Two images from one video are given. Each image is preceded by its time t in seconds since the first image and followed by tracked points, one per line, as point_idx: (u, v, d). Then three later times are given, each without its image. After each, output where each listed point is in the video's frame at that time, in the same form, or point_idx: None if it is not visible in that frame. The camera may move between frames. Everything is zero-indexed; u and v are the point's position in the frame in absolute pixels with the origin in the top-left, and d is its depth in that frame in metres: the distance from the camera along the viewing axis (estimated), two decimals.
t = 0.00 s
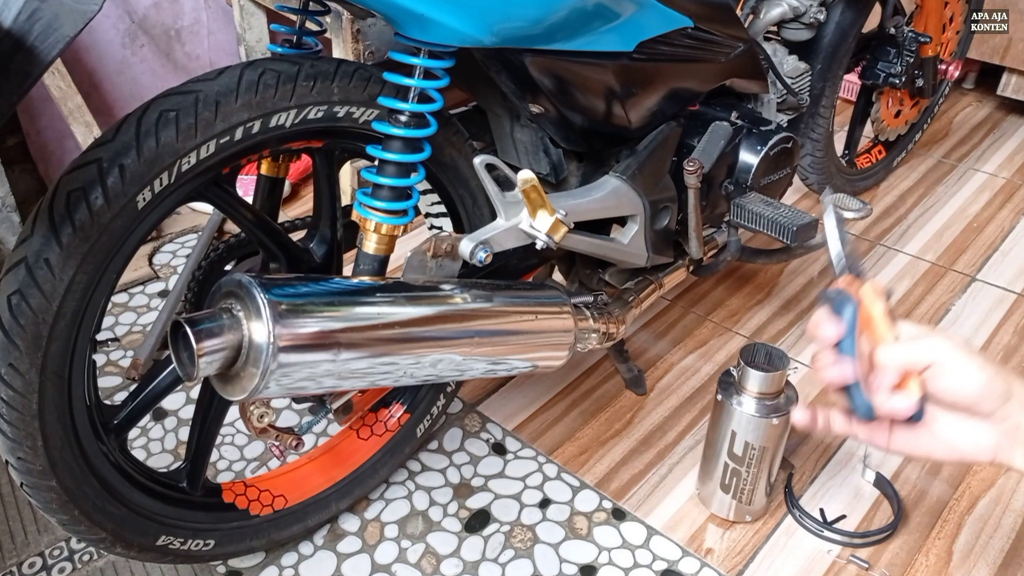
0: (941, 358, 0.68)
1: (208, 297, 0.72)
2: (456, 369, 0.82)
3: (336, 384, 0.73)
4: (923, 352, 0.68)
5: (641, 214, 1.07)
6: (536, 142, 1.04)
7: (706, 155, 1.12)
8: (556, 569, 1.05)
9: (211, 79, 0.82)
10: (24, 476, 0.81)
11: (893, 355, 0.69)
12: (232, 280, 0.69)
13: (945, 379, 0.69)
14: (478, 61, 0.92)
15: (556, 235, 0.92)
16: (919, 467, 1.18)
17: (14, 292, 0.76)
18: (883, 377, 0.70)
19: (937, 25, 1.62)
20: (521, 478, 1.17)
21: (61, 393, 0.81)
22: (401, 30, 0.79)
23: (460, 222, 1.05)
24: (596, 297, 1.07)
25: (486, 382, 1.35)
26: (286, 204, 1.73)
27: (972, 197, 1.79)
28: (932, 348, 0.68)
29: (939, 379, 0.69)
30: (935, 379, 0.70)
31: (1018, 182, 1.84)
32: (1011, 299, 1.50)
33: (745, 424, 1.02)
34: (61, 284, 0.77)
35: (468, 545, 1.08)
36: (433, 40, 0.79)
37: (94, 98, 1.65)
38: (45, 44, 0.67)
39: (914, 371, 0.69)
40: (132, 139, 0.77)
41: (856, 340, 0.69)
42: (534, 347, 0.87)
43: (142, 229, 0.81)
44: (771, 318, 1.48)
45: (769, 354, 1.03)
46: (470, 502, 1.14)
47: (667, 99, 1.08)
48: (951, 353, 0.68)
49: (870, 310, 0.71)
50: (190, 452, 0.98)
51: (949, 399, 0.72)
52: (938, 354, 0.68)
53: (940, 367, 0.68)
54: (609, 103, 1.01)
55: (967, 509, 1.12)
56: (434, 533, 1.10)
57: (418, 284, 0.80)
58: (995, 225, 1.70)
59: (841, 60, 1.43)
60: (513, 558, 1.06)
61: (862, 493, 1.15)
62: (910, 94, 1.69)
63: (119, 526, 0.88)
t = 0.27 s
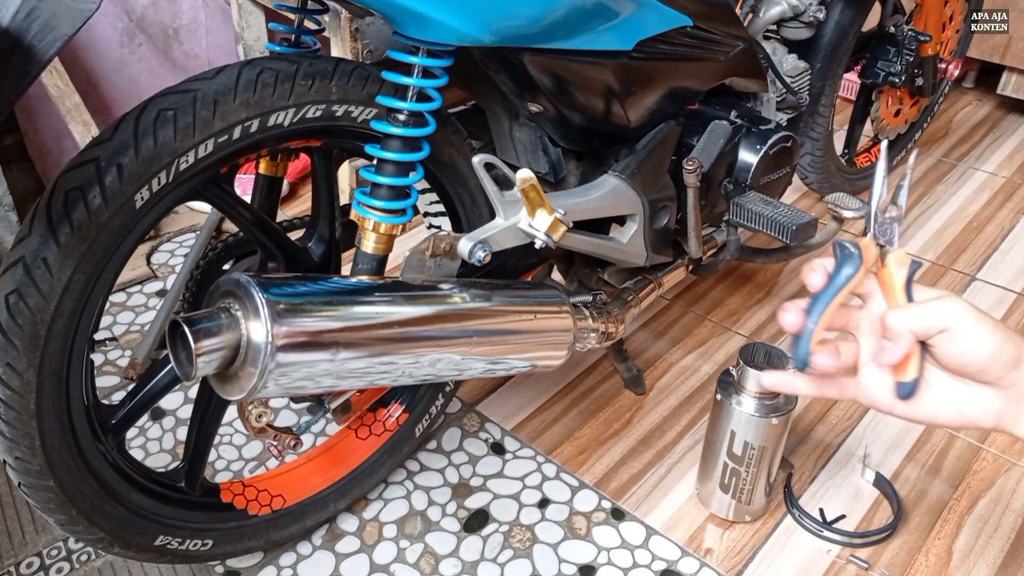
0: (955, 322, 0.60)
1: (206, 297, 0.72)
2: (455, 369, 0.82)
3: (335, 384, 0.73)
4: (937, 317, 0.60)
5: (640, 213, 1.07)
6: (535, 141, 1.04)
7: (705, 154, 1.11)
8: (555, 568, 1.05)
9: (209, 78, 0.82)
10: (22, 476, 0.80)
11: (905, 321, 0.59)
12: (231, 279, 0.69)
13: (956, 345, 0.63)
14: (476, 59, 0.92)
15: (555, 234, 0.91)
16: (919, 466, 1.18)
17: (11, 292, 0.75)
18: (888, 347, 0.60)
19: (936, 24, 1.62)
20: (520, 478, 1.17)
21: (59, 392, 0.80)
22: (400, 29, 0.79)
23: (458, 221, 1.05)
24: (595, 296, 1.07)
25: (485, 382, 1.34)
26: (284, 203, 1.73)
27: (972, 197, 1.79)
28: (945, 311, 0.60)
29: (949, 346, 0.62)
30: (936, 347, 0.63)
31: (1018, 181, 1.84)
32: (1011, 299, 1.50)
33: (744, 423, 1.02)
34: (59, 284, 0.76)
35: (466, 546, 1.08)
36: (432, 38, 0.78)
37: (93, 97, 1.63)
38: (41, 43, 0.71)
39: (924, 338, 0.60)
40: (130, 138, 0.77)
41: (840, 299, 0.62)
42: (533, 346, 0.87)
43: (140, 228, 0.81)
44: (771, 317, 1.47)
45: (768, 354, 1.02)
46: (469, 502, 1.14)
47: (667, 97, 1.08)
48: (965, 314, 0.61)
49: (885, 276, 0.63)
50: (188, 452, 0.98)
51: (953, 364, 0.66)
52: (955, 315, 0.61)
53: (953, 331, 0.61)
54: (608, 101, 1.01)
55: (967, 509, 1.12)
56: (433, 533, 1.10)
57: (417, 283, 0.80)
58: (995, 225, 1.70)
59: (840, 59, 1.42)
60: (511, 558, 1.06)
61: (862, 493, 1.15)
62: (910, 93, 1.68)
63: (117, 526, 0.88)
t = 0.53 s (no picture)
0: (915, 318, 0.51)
1: (204, 296, 0.71)
2: (454, 369, 0.82)
3: (333, 383, 0.73)
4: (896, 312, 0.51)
5: (640, 213, 1.06)
6: (534, 140, 1.04)
7: (704, 153, 1.11)
8: (553, 568, 1.05)
9: (207, 77, 0.81)
10: (19, 476, 0.80)
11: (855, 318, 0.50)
12: (229, 279, 0.69)
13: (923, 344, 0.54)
14: (475, 58, 0.91)
15: (555, 234, 0.91)
16: (918, 466, 1.18)
17: (9, 291, 0.75)
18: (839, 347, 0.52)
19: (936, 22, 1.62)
20: (519, 478, 1.17)
21: (57, 392, 0.80)
22: (398, 28, 0.79)
23: (457, 220, 1.05)
24: (594, 296, 1.06)
25: (484, 381, 1.34)
26: (283, 202, 1.73)
27: (972, 196, 1.79)
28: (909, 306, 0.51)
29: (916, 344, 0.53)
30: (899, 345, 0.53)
31: (1018, 180, 1.84)
32: (1011, 298, 1.50)
33: (744, 423, 1.02)
34: (56, 283, 0.76)
35: (465, 545, 1.08)
36: (431, 36, 0.78)
37: (90, 96, 1.63)
38: (39, 42, 0.71)
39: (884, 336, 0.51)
40: (128, 137, 0.77)
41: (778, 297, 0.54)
42: (532, 346, 0.87)
43: (139, 228, 0.81)
44: (771, 316, 1.47)
45: (768, 354, 1.02)
46: (468, 502, 1.14)
47: (666, 96, 1.08)
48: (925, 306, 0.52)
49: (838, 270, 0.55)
50: (186, 452, 0.97)
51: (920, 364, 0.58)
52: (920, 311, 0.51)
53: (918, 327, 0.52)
54: (607, 100, 1.01)
55: (967, 509, 1.12)
56: (432, 533, 1.10)
57: (416, 282, 0.80)
58: (994, 224, 1.70)
59: (840, 58, 1.42)
60: (510, 558, 1.06)
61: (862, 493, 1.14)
62: (909, 92, 1.68)
63: (115, 526, 0.87)
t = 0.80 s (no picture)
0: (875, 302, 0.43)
1: (202, 296, 0.71)
2: (453, 368, 0.81)
3: (332, 383, 0.73)
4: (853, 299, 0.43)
5: (639, 212, 1.06)
6: (533, 139, 1.03)
7: (703, 152, 1.11)
8: (552, 568, 1.04)
9: (205, 76, 0.81)
10: (17, 475, 0.80)
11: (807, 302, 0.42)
12: (227, 278, 0.69)
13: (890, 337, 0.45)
14: (474, 57, 0.91)
15: (553, 233, 0.91)
16: (918, 466, 1.18)
17: (6, 290, 0.75)
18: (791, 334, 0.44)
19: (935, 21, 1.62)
20: (518, 478, 1.17)
21: (54, 392, 0.80)
22: (397, 27, 0.78)
23: (455, 220, 1.04)
24: (593, 295, 1.06)
25: (483, 381, 1.34)
26: (281, 201, 1.72)
27: (971, 195, 1.78)
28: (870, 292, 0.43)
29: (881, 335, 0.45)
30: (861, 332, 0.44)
31: (1018, 180, 1.84)
32: (1010, 297, 1.50)
33: (743, 423, 1.01)
34: (54, 283, 0.76)
35: (464, 545, 1.08)
36: (430, 35, 0.78)
37: (88, 95, 1.63)
38: (37, 41, 0.71)
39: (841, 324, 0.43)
40: (126, 136, 0.76)
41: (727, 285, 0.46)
42: (531, 345, 0.86)
43: (137, 227, 0.80)
44: (770, 316, 1.47)
45: (767, 353, 1.02)
46: (466, 502, 1.13)
47: (665, 95, 1.07)
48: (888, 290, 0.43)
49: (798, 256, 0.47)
50: (184, 452, 0.97)
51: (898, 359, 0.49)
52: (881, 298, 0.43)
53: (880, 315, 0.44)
54: (606, 100, 1.00)
55: (967, 509, 1.12)
56: (430, 533, 1.09)
57: (414, 282, 0.79)
58: (994, 223, 1.70)
59: (839, 57, 1.42)
60: (509, 558, 1.06)
61: (861, 493, 1.14)
62: (909, 91, 1.68)
63: (113, 525, 0.87)
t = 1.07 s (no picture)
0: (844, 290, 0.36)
1: (200, 295, 0.71)
2: (452, 368, 0.81)
3: (330, 383, 0.72)
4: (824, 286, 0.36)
5: (638, 211, 1.06)
6: (532, 138, 1.03)
7: (703, 152, 1.10)
8: (551, 569, 1.04)
9: (203, 75, 0.81)
10: (14, 475, 0.79)
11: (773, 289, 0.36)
12: (225, 277, 0.68)
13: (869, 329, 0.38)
14: (473, 57, 0.91)
15: (552, 232, 0.91)
16: (918, 466, 1.18)
17: (4, 290, 0.74)
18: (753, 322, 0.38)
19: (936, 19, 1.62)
20: (517, 478, 1.16)
21: (52, 391, 0.79)
22: (396, 26, 0.78)
23: (454, 219, 1.04)
24: (592, 295, 1.06)
25: (482, 380, 1.34)
26: (279, 200, 1.72)
27: (971, 194, 1.78)
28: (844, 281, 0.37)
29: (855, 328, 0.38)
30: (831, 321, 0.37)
31: (1018, 179, 1.84)
32: (1010, 297, 1.50)
33: (743, 422, 1.01)
34: (52, 282, 0.75)
35: (463, 545, 1.07)
36: (429, 35, 0.77)
37: (86, 94, 1.63)
38: (35, 40, 0.70)
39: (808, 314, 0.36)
40: (124, 135, 0.76)
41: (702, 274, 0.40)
42: (530, 345, 0.86)
43: (135, 226, 0.80)
44: (770, 315, 1.47)
45: (767, 353, 1.02)
46: (465, 502, 1.13)
47: (664, 94, 1.07)
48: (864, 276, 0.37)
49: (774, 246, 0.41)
50: (182, 451, 0.97)
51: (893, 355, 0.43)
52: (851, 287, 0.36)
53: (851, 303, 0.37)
54: (605, 99, 1.00)
55: (967, 509, 1.12)
56: (429, 533, 1.09)
57: (413, 281, 0.79)
58: (994, 223, 1.69)
59: (839, 56, 1.42)
60: (508, 558, 1.06)
61: (861, 493, 1.14)
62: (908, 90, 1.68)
63: (111, 525, 0.87)
